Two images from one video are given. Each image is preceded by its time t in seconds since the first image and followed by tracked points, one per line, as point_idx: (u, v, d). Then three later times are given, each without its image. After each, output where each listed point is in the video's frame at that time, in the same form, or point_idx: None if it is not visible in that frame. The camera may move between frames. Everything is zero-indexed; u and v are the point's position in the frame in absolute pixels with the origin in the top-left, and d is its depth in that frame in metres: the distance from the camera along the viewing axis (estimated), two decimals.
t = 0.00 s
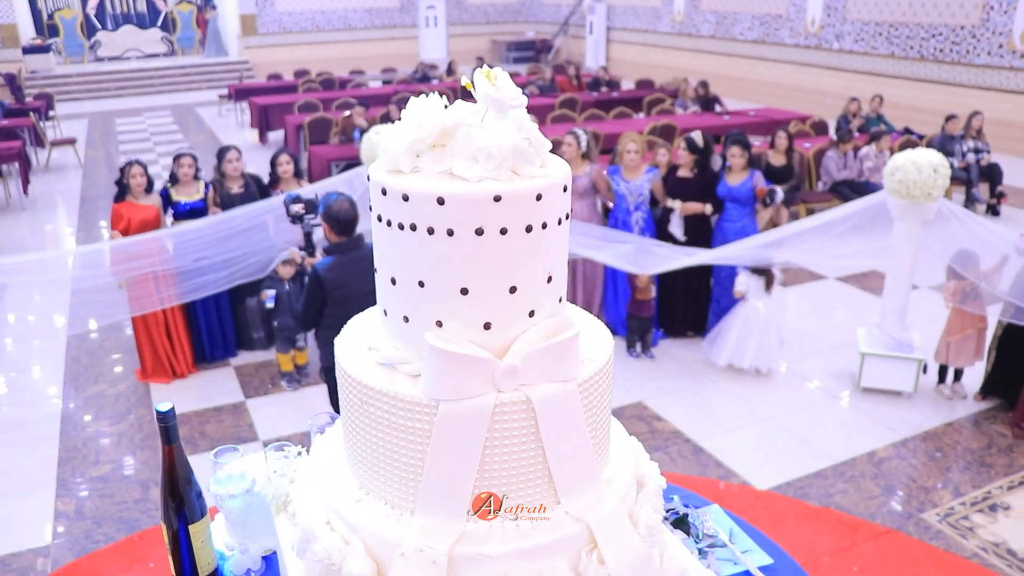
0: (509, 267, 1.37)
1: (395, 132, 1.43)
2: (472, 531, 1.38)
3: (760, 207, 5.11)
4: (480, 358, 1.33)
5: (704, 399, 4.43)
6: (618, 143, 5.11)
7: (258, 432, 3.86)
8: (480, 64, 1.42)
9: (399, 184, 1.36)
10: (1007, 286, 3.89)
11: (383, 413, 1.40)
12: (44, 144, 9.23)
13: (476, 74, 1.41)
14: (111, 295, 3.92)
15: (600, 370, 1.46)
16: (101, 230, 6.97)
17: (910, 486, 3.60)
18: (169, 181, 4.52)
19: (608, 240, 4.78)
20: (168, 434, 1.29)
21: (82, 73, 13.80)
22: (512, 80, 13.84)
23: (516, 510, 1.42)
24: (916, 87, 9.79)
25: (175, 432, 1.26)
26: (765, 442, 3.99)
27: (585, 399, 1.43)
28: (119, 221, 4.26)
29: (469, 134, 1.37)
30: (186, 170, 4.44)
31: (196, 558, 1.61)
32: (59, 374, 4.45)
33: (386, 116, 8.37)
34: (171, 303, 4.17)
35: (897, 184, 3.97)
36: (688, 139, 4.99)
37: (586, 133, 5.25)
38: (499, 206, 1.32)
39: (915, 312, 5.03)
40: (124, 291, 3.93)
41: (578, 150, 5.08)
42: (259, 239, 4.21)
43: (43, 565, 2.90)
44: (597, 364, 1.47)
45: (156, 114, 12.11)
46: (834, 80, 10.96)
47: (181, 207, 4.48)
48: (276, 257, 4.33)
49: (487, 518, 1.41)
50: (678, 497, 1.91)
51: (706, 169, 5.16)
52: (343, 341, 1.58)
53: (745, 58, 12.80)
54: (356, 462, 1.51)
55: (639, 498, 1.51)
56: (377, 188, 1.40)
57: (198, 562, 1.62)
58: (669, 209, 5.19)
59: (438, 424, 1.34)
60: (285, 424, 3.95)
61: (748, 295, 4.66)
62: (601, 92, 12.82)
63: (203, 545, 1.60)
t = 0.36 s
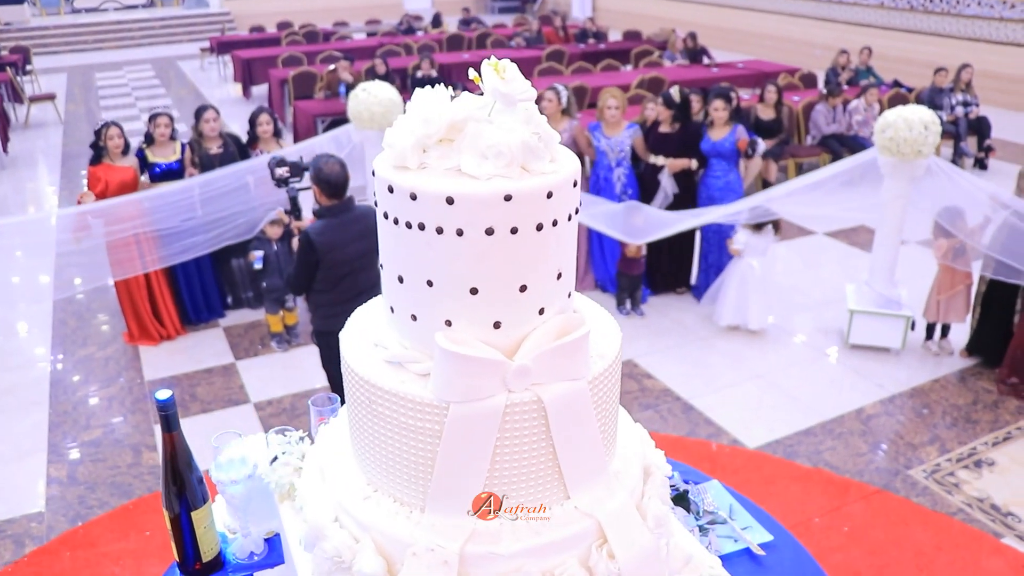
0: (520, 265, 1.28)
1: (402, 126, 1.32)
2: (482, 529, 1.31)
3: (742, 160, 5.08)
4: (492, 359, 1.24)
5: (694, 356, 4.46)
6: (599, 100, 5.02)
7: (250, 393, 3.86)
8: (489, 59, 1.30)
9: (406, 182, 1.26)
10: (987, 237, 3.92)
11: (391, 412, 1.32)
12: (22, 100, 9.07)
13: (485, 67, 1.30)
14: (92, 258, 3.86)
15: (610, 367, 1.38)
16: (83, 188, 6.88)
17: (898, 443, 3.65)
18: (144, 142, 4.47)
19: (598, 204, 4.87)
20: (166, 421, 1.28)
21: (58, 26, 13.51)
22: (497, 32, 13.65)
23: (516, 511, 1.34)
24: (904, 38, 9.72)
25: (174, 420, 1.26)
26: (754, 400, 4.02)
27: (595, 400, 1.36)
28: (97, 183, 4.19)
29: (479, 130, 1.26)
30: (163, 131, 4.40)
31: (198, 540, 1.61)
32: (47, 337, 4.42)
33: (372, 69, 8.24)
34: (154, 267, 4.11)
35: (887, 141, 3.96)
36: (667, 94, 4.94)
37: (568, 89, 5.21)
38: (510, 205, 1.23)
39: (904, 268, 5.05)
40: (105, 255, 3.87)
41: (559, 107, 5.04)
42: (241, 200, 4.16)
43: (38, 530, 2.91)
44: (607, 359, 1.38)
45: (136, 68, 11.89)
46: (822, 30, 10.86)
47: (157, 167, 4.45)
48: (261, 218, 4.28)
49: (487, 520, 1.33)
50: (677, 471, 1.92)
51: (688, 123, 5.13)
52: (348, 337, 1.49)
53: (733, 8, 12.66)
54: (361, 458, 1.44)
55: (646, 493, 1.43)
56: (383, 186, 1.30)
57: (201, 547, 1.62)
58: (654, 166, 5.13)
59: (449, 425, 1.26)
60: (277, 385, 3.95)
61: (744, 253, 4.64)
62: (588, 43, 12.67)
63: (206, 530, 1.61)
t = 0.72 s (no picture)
0: (521, 280, 1.26)
1: (400, 137, 1.29)
2: (485, 543, 1.30)
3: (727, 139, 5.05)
4: (494, 375, 1.22)
5: (680, 335, 4.47)
6: (584, 78, 5.00)
7: (235, 377, 3.84)
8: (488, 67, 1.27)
9: (405, 197, 1.23)
10: (968, 214, 3.93)
11: (391, 428, 1.31)
12: None
13: (484, 75, 1.26)
14: (74, 244, 3.79)
15: (612, 379, 1.37)
16: (60, 170, 6.78)
17: (881, 420, 3.69)
18: (124, 125, 4.39)
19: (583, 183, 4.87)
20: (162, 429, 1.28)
21: (31, 4, 13.27)
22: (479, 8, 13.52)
23: (516, 510, 1.33)
24: (887, 13, 9.70)
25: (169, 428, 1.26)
26: (740, 379, 4.04)
27: (598, 410, 1.34)
28: (77, 168, 4.13)
29: (479, 144, 1.24)
30: (142, 114, 4.32)
31: (194, 547, 1.59)
32: (28, 323, 4.38)
33: (353, 47, 8.14)
34: (137, 252, 4.06)
35: (871, 119, 3.95)
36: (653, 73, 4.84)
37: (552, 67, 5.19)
38: (512, 221, 1.21)
39: (887, 246, 5.08)
40: (87, 241, 3.81)
41: (542, 85, 5.02)
42: (223, 183, 4.11)
43: (24, 521, 2.89)
44: (609, 371, 1.37)
45: (112, 47, 11.71)
46: (806, 5, 10.83)
47: (138, 151, 4.37)
48: (243, 202, 4.23)
49: (488, 519, 1.32)
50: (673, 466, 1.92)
51: (674, 101, 5.06)
52: (344, 350, 1.46)
53: None
54: (360, 471, 1.43)
55: (648, 500, 1.42)
56: (382, 200, 1.27)
57: (195, 552, 1.60)
58: (639, 145, 5.07)
59: (453, 443, 1.25)
60: (262, 368, 3.93)
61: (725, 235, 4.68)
62: (571, 19, 12.57)
63: (199, 536, 1.59)
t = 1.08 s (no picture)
0: (515, 273, 1.24)
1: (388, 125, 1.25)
2: (482, 538, 1.30)
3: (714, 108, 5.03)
4: (490, 371, 1.21)
5: (660, 304, 4.48)
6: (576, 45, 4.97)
7: (214, 352, 3.80)
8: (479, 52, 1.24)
9: (395, 189, 1.21)
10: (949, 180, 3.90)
11: (383, 424, 1.29)
12: None
13: (474, 59, 1.23)
14: (53, 220, 3.70)
15: (607, 370, 1.36)
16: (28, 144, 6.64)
17: (860, 386, 3.72)
18: (103, 97, 4.30)
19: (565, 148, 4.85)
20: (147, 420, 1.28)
21: None
22: None
23: (516, 510, 1.33)
24: None
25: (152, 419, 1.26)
26: (720, 346, 4.06)
27: (593, 401, 1.33)
28: (58, 140, 4.03)
29: (471, 133, 1.21)
30: (122, 85, 4.22)
31: (181, 539, 1.59)
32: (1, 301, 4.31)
33: (325, 16, 8.00)
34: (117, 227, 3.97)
35: (850, 86, 3.95)
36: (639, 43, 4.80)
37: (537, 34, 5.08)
38: (505, 212, 1.19)
39: (866, 212, 5.10)
40: (65, 215, 3.73)
41: (528, 54, 4.95)
42: (201, 155, 4.04)
43: (4, 503, 2.86)
44: (603, 361, 1.36)
45: (77, 17, 11.43)
46: None
47: (118, 123, 4.27)
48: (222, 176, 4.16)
49: (487, 519, 1.32)
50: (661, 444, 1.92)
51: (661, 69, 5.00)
52: (333, 343, 1.44)
53: None
54: (352, 464, 1.41)
55: (642, 489, 1.42)
56: (370, 192, 1.24)
57: (183, 543, 1.60)
58: (625, 113, 5.04)
59: (447, 440, 1.24)
60: (241, 342, 3.89)
61: (709, 206, 4.68)
62: None
63: (186, 527, 1.58)
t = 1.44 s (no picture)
0: (517, 264, 1.22)
1: (382, 113, 1.21)
2: (484, 531, 1.30)
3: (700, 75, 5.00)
4: (493, 365, 1.19)
5: (644, 270, 4.48)
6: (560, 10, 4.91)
7: (195, 324, 3.76)
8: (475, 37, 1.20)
9: (392, 179, 1.17)
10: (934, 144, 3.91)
11: (383, 419, 1.28)
12: None
13: (472, 44, 1.19)
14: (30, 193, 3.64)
15: (609, 359, 1.34)
16: None
17: (842, 351, 3.75)
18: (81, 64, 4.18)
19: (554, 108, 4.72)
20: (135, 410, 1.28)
21: None
22: None
23: (516, 510, 1.32)
24: None
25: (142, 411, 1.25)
26: (704, 313, 4.07)
27: (596, 390, 1.32)
28: (35, 110, 3.94)
29: (470, 120, 1.17)
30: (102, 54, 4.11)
31: (173, 528, 1.59)
32: None
33: None
34: (96, 199, 3.91)
35: (833, 50, 3.93)
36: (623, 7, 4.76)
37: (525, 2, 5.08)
38: (507, 203, 1.16)
39: (848, 176, 5.11)
40: (42, 188, 3.66)
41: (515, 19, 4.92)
42: (182, 125, 3.93)
43: None
44: (606, 351, 1.34)
45: None
46: None
47: (97, 91, 4.17)
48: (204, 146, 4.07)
49: (487, 519, 1.32)
50: (654, 422, 1.94)
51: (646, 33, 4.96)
52: (328, 334, 1.41)
53: None
54: (350, 457, 1.40)
55: (644, 476, 1.43)
56: (365, 182, 1.21)
57: (175, 532, 1.60)
58: (610, 78, 4.99)
59: (449, 436, 1.22)
60: (223, 314, 3.85)
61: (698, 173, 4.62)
62: None
63: (177, 517, 1.58)
